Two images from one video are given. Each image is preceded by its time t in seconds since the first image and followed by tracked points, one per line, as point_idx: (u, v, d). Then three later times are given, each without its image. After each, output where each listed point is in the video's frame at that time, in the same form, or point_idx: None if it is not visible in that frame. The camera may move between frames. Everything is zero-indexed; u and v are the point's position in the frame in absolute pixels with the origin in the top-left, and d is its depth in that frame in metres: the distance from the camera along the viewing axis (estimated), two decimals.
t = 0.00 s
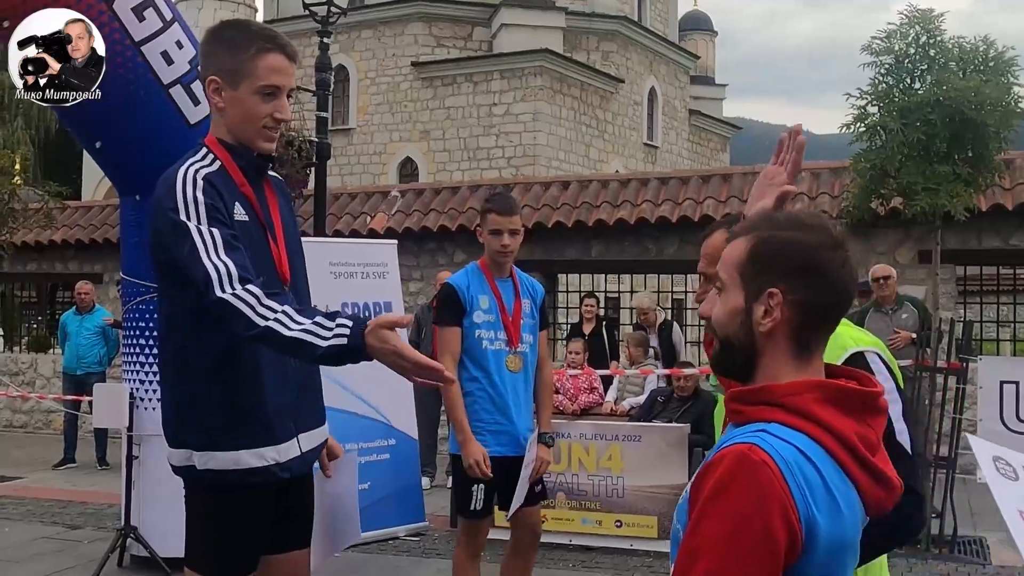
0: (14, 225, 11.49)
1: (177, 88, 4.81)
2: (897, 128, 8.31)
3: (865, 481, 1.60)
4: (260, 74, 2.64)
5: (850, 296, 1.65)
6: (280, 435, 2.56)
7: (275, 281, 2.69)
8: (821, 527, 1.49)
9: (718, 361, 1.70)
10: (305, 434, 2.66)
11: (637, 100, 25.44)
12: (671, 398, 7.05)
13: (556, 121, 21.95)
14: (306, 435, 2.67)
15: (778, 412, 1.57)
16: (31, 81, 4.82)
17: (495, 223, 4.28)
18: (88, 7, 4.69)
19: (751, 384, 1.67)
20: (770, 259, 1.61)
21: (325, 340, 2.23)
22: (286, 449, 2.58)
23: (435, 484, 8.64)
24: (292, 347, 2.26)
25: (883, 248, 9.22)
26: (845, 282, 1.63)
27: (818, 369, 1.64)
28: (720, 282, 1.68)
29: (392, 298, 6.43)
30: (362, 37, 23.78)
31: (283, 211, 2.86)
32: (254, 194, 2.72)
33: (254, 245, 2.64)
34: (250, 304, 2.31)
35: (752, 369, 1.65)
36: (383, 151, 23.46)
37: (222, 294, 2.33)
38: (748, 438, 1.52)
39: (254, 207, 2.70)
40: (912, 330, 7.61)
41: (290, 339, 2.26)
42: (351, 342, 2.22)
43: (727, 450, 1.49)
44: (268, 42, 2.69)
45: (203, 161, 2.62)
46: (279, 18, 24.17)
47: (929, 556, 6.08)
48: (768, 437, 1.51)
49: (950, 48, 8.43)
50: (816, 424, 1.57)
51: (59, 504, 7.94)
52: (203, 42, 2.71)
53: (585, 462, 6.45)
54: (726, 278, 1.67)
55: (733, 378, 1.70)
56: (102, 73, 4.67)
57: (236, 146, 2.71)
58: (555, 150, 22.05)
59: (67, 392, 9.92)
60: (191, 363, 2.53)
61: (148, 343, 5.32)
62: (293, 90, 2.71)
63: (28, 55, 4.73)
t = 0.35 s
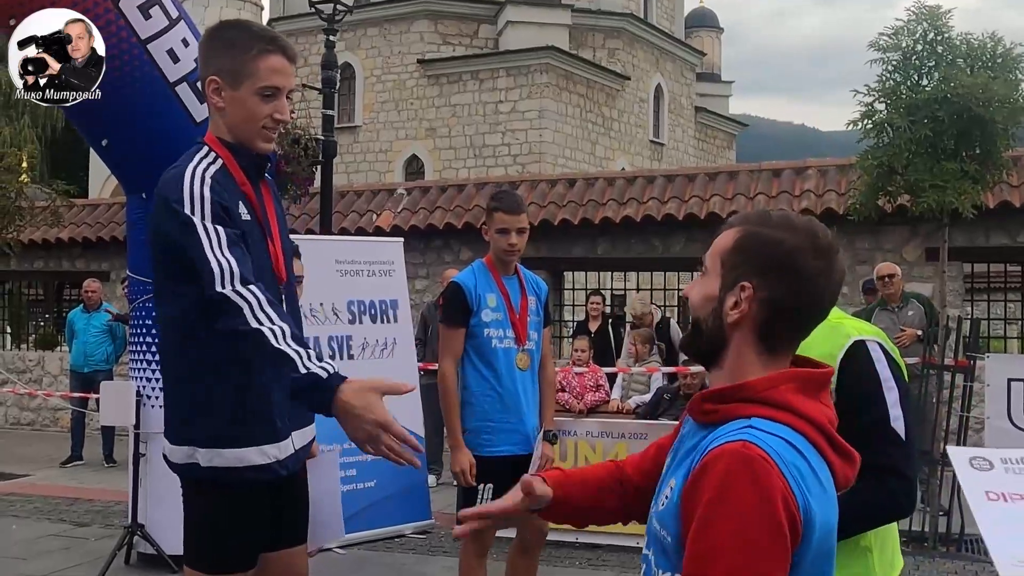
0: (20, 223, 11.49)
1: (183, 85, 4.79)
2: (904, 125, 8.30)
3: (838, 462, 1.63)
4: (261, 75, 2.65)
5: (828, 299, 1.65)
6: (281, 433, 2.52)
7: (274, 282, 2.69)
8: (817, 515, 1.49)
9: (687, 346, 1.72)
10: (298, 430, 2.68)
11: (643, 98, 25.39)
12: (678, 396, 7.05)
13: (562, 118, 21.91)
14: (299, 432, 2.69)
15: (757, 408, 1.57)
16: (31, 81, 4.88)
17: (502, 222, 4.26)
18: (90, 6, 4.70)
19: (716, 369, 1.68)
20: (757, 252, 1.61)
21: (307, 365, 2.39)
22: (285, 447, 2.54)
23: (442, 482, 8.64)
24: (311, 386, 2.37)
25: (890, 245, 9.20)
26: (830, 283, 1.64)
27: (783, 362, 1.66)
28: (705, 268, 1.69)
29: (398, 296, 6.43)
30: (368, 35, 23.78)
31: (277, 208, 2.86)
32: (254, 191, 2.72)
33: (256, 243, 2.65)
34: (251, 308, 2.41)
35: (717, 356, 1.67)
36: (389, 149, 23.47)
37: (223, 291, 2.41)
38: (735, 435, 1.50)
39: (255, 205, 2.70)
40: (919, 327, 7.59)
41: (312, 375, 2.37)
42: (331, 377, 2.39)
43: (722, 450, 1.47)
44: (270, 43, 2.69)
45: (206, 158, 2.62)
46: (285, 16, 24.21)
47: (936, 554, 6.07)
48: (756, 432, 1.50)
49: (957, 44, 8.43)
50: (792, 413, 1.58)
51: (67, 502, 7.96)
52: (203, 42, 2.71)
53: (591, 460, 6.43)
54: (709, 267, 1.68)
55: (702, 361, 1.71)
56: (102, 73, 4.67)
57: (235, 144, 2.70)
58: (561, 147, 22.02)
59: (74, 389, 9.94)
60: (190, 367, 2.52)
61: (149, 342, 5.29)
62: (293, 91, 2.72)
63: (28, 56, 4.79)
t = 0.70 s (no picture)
0: (29, 221, 11.52)
1: (190, 83, 4.44)
2: (913, 121, 8.32)
3: (837, 463, 1.62)
4: (261, 79, 2.65)
5: (822, 296, 1.64)
6: (250, 437, 2.60)
7: (265, 283, 2.67)
8: (813, 520, 1.47)
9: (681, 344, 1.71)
10: (282, 432, 2.71)
11: (651, 94, 25.35)
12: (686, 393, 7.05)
13: (569, 115, 21.88)
14: (284, 435, 2.72)
15: (756, 408, 1.56)
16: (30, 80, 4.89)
17: (518, 218, 4.24)
18: (91, 6, 4.45)
19: (714, 370, 1.67)
20: (744, 246, 1.60)
21: (215, 464, 2.40)
22: (258, 451, 2.61)
23: (450, 479, 8.65)
24: (200, 480, 2.40)
25: (898, 241, 9.17)
26: (818, 282, 1.61)
27: (781, 360, 1.65)
28: (694, 265, 1.69)
29: (405, 294, 6.44)
30: (375, 32, 23.79)
31: (277, 206, 2.85)
32: (249, 193, 2.71)
33: (245, 248, 2.63)
34: (192, 374, 2.41)
35: (712, 354, 1.66)
36: (396, 146, 23.48)
37: (182, 341, 2.42)
38: (731, 435, 1.49)
39: (249, 208, 2.68)
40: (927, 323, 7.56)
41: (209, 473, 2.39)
42: (229, 481, 2.43)
43: (715, 451, 1.46)
44: (272, 46, 2.70)
45: (197, 161, 2.60)
46: (292, 13, 24.23)
47: (945, 551, 6.04)
48: (753, 434, 1.49)
49: (966, 40, 8.48)
50: (791, 414, 1.57)
51: (75, 499, 7.98)
52: (210, 39, 2.72)
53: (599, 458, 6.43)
54: (697, 265, 1.67)
55: (697, 363, 1.70)
56: (102, 73, 4.38)
57: (232, 145, 2.70)
58: (569, 144, 21.98)
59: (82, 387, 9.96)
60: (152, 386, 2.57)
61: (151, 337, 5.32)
62: (294, 95, 2.73)
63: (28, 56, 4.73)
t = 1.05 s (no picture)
0: (36, 218, 11.55)
1: (195, 80, 4.45)
2: (921, 116, 8.26)
3: (752, 479, 1.52)
4: (259, 76, 2.65)
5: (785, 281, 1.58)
6: (247, 428, 2.60)
7: (259, 280, 2.66)
8: (685, 529, 1.44)
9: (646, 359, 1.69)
10: (281, 429, 2.71)
11: (658, 90, 25.31)
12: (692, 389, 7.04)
13: (576, 110, 21.85)
14: (283, 432, 2.72)
15: (650, 411, 1.54)
16: (31, 82, 4.90)
17: (536, 215, 4.23)
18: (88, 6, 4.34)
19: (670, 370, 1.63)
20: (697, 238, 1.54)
21: (176, 444, 2.35)
22: (257, 442, 2.63)
23: (456, 475, 8.65)
24: (165, 464, 2.34)
25: (906, 237, 9.13)
26: (768, 284, 1.54)
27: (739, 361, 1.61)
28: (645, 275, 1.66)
29: (412, 290, 6.42)
30: (382, 28, 23.80)
31: (282, 205, 2.85)
32: (249, 190, 2.71)
33: (238, 241, 2.63)
34: (157, 353, 2.38)
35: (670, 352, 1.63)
36: (403, 142, 23.49)
37: (147, 320, 2.39)
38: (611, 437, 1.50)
39: (247, 203, 2.69)
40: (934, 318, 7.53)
41: (170, 454, 2.34)
42: (189, 463, 2.37)
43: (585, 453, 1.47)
44: (271, 44, 2.69)
45: (194, 156, 2.61)
46: (299, 10, 24.26)
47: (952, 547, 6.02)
48: (628, 436, 1.48)
49: (973, 33, 8.43)
50: (691, 421, 1.51)
51: (83, 495, 8.00)
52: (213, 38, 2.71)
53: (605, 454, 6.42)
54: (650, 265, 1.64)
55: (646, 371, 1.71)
56: (103, 74, 4.28)
57: (236, 144, 2.70)
58: (576, 140, 21.93)
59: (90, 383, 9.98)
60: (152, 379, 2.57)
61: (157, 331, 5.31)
62: (294, 93, 2.73)
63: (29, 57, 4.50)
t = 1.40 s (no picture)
0: (45, 217, 11.59)
1: (201, 77, 4.38)
2: (930, 110, 8.24)
3: (647, 496, 1.38)
4: (298, 78, 2.74)
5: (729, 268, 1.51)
6: (258, 420, 2.64)
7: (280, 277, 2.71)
8: (530, 538, 1.38)
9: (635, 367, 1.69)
10: (292, 426, 2.72)
11: (666, 85, 25.23)
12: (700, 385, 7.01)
13: (584, 106, 21.79)
14: (293, 428, 2.73)
15: (549, 415, 1.50)
16: (30, 81, 4.90)
17: (553, 215, 4.20)
18: (90, 5, 4.29)
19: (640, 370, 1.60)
20: (625, 230, 1.48)
21: (168, 434, 2.42)
22: (267, 435, 2.65)
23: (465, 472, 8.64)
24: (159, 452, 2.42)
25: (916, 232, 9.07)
26: (682, 278, 1.44)
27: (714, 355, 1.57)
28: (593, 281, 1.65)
29: (418, 287, 6.40)
30: (390, 25, 23.82)
31: (306, 213, 2.90)
32: (275, 191, 2.77)
33: (260, 238, 2.68)
34: (166, 343, 2.46)
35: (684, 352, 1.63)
36: (411, 139, 23.49)
37: (161, 312, 2.47)
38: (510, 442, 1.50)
39: (273, 202, 2.75)
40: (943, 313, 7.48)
41: (162, 443, 2.41)
42: (180, 452, 2.43)
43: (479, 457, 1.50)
44: (305, 48, 2.79)
45: (225, 154, 2.68)
46: (306, 7, 24.28)
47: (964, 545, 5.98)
48: (510, 438, 1.48)
49: (983, 27, 8.41)
50: (580, 431, 1.43)
51: (92, 493, 8.01)
52: (248, 45, 2.80)
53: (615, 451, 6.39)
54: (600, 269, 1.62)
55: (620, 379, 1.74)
56: (102, 74, 4.25)
57: (268, 145, 2.77)
58: (584, 136, 21.87)
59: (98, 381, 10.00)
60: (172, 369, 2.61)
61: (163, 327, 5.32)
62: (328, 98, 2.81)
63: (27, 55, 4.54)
